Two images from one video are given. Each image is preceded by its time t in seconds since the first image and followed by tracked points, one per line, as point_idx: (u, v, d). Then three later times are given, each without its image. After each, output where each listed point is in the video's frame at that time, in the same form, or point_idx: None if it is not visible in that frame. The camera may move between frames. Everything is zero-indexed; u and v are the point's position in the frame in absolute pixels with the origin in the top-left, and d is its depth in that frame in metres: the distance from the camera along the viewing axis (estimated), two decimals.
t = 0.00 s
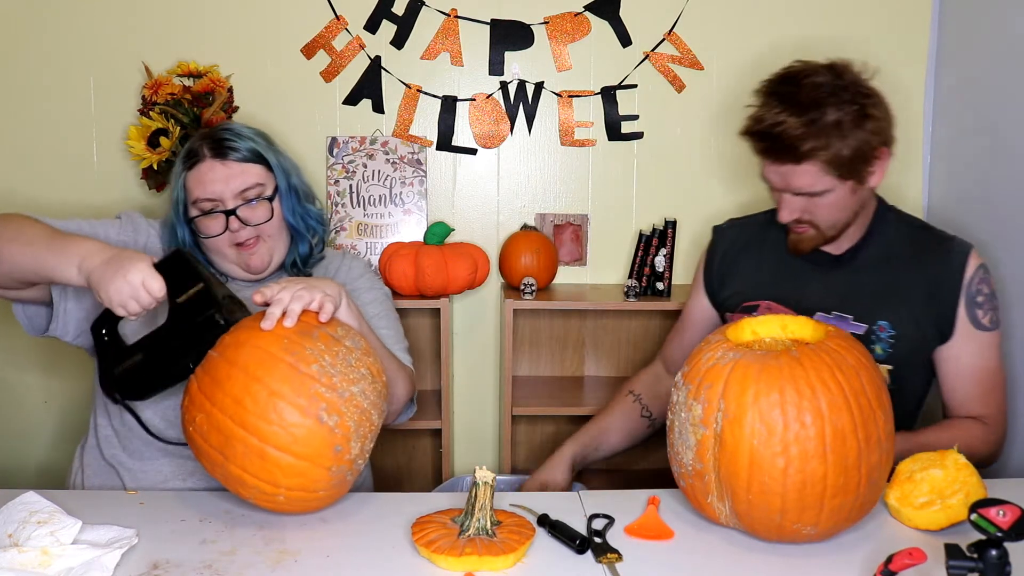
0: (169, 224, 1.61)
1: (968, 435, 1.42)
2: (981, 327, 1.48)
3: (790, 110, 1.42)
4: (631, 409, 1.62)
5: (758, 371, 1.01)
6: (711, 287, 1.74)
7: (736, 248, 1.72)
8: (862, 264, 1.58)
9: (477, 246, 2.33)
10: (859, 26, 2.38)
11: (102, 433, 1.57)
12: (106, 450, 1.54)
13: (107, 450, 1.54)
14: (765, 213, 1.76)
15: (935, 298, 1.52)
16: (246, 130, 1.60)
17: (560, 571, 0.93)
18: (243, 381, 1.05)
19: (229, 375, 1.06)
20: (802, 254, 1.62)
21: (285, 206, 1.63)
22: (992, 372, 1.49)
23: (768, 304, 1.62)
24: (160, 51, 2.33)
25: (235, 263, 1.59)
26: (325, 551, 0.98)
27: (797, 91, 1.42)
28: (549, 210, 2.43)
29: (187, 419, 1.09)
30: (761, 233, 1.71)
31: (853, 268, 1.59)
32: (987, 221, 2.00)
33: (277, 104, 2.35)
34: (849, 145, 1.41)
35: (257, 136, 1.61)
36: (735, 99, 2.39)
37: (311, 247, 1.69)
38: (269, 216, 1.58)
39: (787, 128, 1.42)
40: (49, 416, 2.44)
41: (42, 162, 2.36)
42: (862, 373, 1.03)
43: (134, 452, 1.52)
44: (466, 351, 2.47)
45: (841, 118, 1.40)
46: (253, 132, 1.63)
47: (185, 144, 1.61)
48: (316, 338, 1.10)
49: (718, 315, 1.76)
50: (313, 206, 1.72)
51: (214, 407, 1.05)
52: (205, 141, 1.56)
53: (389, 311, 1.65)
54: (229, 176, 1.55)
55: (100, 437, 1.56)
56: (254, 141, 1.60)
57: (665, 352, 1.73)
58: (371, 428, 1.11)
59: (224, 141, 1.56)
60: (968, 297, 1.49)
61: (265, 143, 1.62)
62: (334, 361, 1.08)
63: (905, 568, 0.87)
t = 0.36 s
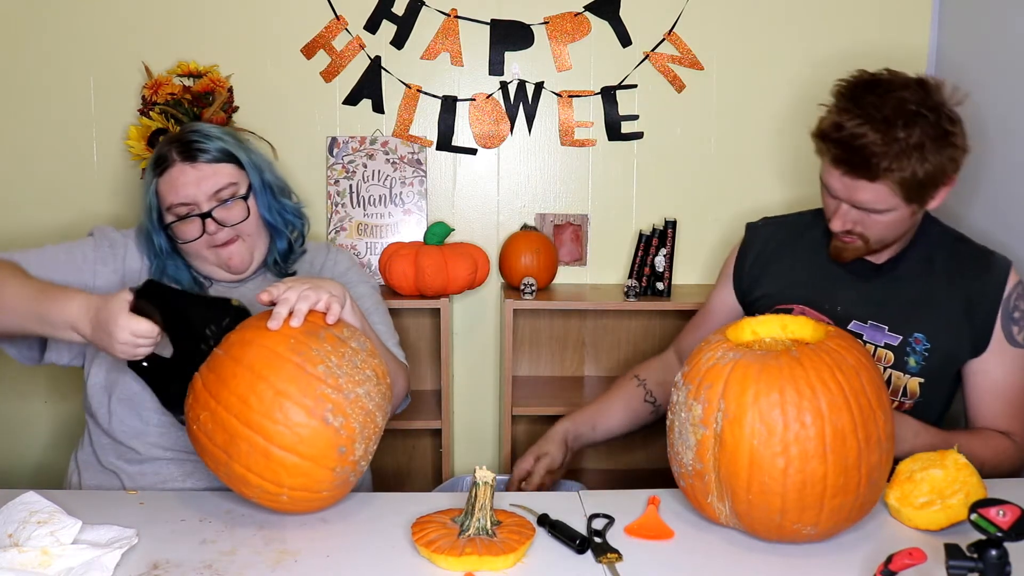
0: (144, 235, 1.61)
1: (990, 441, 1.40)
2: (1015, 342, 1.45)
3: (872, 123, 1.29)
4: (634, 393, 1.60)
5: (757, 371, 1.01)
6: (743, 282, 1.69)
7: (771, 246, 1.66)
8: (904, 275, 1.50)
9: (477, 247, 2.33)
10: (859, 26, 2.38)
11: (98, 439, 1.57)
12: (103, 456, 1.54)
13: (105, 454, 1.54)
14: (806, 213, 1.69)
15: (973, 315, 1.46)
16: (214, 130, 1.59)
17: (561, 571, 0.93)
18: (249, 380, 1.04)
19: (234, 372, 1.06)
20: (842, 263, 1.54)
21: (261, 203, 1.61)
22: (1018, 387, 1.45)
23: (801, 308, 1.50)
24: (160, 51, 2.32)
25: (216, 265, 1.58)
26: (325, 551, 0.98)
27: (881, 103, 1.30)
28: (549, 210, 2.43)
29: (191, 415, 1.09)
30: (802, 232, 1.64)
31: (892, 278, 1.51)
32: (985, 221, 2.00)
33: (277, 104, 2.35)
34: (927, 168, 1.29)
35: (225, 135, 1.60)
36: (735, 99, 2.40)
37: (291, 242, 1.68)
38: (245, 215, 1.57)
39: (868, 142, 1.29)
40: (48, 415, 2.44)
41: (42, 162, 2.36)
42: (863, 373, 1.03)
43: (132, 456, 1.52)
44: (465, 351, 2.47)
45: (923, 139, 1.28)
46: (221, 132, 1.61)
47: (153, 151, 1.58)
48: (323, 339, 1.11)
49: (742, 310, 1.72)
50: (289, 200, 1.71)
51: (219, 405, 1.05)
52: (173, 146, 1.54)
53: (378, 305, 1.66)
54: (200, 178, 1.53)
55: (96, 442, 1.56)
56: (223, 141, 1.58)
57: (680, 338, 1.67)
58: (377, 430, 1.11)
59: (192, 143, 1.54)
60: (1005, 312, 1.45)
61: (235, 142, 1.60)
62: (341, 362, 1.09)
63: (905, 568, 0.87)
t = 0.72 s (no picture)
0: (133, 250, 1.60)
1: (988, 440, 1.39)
2: (1012, 348, 1.41)
3: (873, 146, 1.24)
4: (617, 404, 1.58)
5: (757, 371, 1.01)
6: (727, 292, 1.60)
7: (755, 252, 1.58)
8: (897, 287, 1.45)
9: (477, 247, 2.33)
10: (859, 25, 2.38)
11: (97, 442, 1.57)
12: (103, 458, 1.55)
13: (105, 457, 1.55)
14: (793, 214, 1.61)
15: (972, 324, 1.42)
16: (188, 138, 1.56)
17: (561, 571, 0.93)
18: (248, 378, 1.04)
19: (233, 371, 1.05)
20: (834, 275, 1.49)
21: (246, 205, 1.60)
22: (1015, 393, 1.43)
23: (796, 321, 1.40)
24: (160, 51, 2.32)
25: (211, 272, 1.58)
26: (325, 551, 0.98)
27: (883, 125, 1.25)
28: (549, 210, 2.43)
29: (192, 413, 1.09)
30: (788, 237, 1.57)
31: (886, 290, 1.46)
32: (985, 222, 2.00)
33: (277, 104, 2.35)
34: (927, 192, 1.26)
35: (200, 141, 1.57)
36: (735, 99, 2.39)
37: (278, 241, 1.68)
38: (233, 219, 1.56)
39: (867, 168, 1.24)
40: (48, 414, 2.44)
41: (41, 162, 2.35)
42: (862, 373, 1.03)
43: (133, 457, 1.53)
44: (465, 351, 2.47)
45: (925, 164, 1.25)
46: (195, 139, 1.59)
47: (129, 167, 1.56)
48: (322, 338, 1.11)
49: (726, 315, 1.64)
50: (272, 198, 1.70)
51: (219, 403, 1.05)
52: (149, 160, 1.51)
53: (378, 304, 1.66)
54: (183, 190, 1.51)
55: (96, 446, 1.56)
56: (199, 148, 1.56)
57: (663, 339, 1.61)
58: (375, 429, 1.11)
59: (168, 155, 1.52)
60: (1003, 320, 1.41)
61: (211, 147, 1.58)
62: (339, 361, 1.09)
63: (905, 568, 0.87)
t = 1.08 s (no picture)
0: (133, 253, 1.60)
1: (978, 424, 1.37)
2: (997, 322, 1.43)
3: (807, 129, 1.25)
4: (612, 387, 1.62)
5: (759, 371, 1.01)
6: (705, 288, 1.61)
7: (728, 247, 1.59)
8: (873, 267, 1.48)
9: (477, 247, 2.33)
10: (859, 25, 2.38)
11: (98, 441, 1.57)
12: (104, 457, 1.55)
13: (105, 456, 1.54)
14: (760, 206, 1.63)
15: (954, 299, 1.44)
16: (185, 139, 1.56)
17: (560, 571, 0.93)
18: (253, 378, 1.04)
19: (238, 370, 1.05)
20: (799, 262, 1.50)
21: (244, 205, 1.60)
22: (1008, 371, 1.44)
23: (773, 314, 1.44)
24: (160, 51, 2.32)
25: (213, 272, 1.58)
26: (325, 551, 0.98)
27: (816, 107, 1.26)
28: (549, 210, 2.43)
29: (193, 413, 1.09)
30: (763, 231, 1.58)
31: (864, 272, 1.48)
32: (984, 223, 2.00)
33: (277, 104, 2.36)
34: (867, 173, 1.25)
35: (198, 142, 1.57)
36: (735, 99, 2.39)
37: (277, 242, 1.67)
38: (232, 219, 1.56)
39: (803, 151, 1.25)
40: (48, 414, 2.44)
41: (41, 162, 2.35)
42: (865, 374, 1.03)
43: (134, 457, 1.52)
44: (465, 350, 2.47)
45: (861, 144, 1.24)
46: (193, 140, 1.59)
47: (128, 170, 1.56)
48: (328, 339, 1.11)
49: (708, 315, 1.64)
50: (271, 197, 1.70)
51: (223, 402, 1.05)
52: (148, 162, 1.52)
53: (378, 304, 1.66)
54: (181, 191, 1.51)
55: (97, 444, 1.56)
56: (197, 149, 1.55)
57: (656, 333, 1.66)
58: (379, 430, 1.11)
59: (166, 156, 1.52)
60: (985, 292, 1.43)
61: (208, 147, 1.58)
62: (345, 362, 1.09)
63: (905, 568, 0.87)
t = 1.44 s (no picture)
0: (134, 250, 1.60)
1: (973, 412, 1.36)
2: (980, 309, 1.44)
3: (796, 125, 1.26)
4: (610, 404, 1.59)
5: (758, 371, 1.01)
6: (692, 293, 1.61)
7: (714, 250, 1.60)
8: (855, 263, 1.49)
9: (477, 247, 2.33)
10: (859, 25, 2.38)
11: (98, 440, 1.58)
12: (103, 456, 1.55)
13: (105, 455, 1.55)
14: (742, 213, 1.65)
15: (936, 288, 1.46)
16: (190, 139, 1.55)
17: (561, 571, 0.93)
18: (246, 380, 1.04)
19: (232, 373, 1.05)
20: (786, 260, 1.51)
21: (248, 206, 1.60)
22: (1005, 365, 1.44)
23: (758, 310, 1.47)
24: (160, 51, 2.32)
25: (215, 272, 1.59)
26: (325, 551, 0.98)
27: (804, 105, 1.27)
28: (549, 210, 2.43)
29: (191, 415, 1.09)
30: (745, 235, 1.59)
31: (846, 267, 1.49)
32: (984, 223, 1.99)
33: (277, 104, 2.36)
34: (857, 167, 1.27)
35: (203, 142, 1.57)
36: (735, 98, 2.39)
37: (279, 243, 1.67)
38: (237, 220, 1.56)
39: (793, 147, 1.26)
40: (48, 415, 2.45)
41: (41, 162, 2.35)
42: (862, 373, 1.03)
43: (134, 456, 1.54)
44: (464, 350, 2.47)
45: (850, 138, 1.26)
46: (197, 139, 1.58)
47: (132, 168, 1.56)
48: (320, 338, 1.11)
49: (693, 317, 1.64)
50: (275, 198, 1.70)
51: (218, 406, 1.05)
52: (153, 161, 1.51)
53: (377, 304, 1.66)
54: (186, 191, 1.51)
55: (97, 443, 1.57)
56: (202, 149, 1.55)
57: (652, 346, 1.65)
58: (375, 428, 1.11)
59: (171, 156, 1.51)
60: (966, 280, 1.44)
61: (213, 147, 1.58)
62: (338, 361, 1.08)
63: (905, 568, 0.87)
